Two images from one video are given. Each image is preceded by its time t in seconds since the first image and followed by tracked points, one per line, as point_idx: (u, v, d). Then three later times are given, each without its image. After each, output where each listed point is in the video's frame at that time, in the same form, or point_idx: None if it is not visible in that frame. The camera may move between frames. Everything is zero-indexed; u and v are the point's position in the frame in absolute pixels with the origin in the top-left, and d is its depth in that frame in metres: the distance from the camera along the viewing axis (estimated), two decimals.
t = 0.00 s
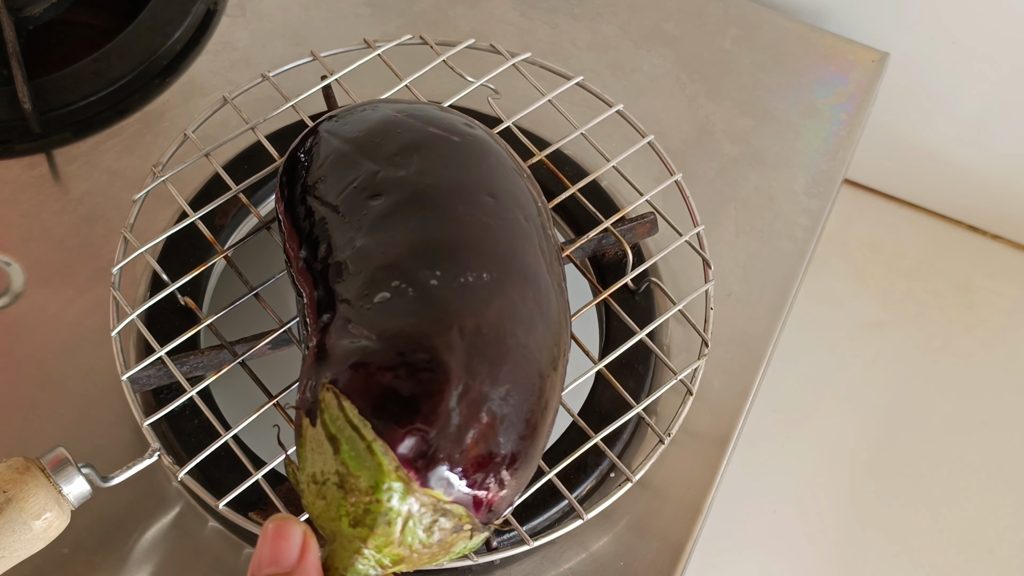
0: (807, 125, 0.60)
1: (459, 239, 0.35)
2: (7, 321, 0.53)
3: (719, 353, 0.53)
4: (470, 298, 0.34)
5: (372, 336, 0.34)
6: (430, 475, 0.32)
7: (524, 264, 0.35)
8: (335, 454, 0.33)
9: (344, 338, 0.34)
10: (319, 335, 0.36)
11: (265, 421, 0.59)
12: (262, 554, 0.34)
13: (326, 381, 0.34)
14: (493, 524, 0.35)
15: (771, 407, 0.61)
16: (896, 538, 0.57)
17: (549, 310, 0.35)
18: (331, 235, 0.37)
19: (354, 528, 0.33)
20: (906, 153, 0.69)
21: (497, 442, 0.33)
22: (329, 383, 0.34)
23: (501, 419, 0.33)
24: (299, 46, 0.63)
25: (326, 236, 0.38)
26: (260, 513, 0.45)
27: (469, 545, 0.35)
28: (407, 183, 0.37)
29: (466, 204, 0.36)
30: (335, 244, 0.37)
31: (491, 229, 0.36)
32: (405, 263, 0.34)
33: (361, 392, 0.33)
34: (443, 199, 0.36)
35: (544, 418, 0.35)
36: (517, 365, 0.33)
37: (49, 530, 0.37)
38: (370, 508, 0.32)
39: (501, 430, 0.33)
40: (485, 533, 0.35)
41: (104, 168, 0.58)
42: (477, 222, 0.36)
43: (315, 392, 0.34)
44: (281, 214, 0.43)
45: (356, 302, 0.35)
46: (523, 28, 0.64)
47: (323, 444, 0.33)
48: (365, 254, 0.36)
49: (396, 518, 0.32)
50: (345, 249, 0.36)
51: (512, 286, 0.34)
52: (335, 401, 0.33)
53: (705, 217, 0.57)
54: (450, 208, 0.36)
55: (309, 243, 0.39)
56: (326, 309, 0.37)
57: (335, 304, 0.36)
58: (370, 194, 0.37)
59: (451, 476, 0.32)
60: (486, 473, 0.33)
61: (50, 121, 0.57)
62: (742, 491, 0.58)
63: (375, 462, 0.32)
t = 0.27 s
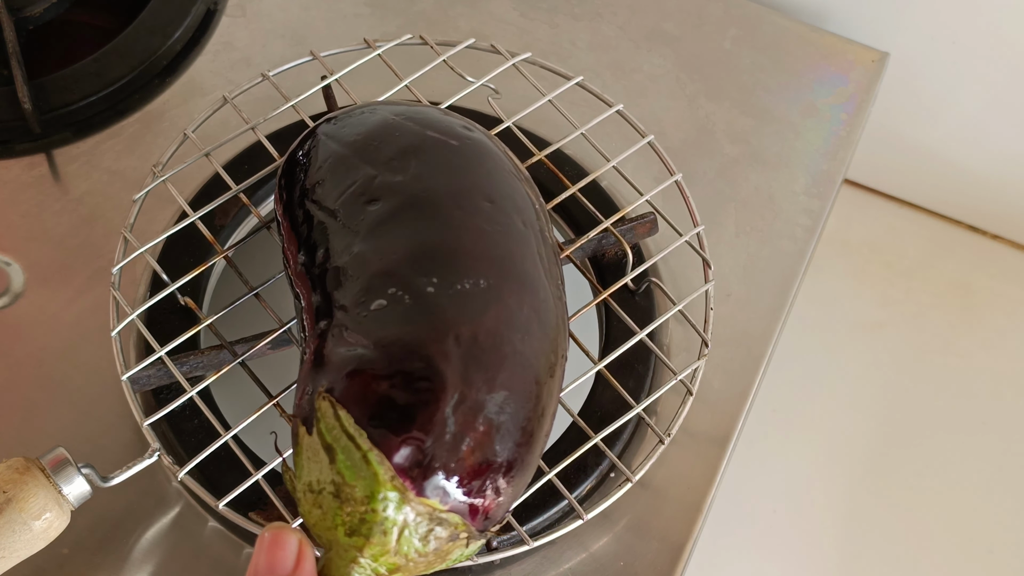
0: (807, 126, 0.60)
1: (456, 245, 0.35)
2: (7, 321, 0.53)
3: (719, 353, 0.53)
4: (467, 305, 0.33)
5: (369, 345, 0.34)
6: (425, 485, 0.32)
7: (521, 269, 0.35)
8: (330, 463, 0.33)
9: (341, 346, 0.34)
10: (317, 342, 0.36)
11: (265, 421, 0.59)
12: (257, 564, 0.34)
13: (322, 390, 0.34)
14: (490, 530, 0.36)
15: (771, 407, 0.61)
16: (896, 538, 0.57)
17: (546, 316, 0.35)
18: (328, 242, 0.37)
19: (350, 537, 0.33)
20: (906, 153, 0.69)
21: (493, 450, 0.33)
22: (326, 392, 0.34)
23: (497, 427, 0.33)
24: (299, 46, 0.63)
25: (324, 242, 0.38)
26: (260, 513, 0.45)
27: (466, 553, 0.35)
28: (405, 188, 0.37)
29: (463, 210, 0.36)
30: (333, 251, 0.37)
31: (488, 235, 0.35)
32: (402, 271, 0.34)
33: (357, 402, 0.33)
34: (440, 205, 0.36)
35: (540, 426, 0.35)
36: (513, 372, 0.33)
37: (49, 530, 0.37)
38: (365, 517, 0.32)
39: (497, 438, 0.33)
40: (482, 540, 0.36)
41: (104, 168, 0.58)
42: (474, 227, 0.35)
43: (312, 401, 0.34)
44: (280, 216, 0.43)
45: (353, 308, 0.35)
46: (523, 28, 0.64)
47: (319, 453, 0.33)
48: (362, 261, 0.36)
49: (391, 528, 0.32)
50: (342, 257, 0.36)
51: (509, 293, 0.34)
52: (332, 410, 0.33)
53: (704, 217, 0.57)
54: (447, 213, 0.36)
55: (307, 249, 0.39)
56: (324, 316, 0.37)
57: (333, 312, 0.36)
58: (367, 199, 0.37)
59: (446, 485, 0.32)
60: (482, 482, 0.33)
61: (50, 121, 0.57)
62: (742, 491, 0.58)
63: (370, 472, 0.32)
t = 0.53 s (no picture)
0: (807, 126, 0.60)
1: (455, 256, 0.35)
2: (7, 321, 0.53)
3: (719, 353, 0.53)
4: (466, 317, 0.33)
5: (367, 356, 0.34)
6: (424, 498, 0.32)
7: (521, 279, 0.35)
8: (329, 476, 0.33)
9: (340, 356, 0.34)
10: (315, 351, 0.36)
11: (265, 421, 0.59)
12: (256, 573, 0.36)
13: (321, 402, 0.34)
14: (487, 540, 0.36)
15: (771, 407, 0.61)
16: (896, 538, 0.57)
17: (545, 326, 0.35)
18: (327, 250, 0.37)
19: (348, 549, 0.33)
20: (906, 153, 0.69)
21: (491, 462, 0.33)
22: (325, 403, 0.34)
23: (495, 439, 0.33)
24: (299, 46, 0.63)
25: (323, 249, 0.38)
26: (260, 513, 0.45)
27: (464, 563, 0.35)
28: (404, 197, 0.36)
29: (462, 219, 0.36)
30: (332, 260, 0.37)
31: (487, 245, 0.35)
32: (401, 281, 0.34)
33: (356, 413, 0.33)
34: (440, 214, 0.36)
35: (538, 437, 0.35)
36: (512, 385, 0.33)
37: (48, 531, 0.37)
38: (364, 530, 0.32)
39: (495, 450, 0.33)
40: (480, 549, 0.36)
41: (104, 168, 0.58)
42: (474, 237, 0.35)
43: (311, 411, 0.34)
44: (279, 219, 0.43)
45: (352, 318, 0.35)
46: (523, 29, 0.64)
47: (318, 465, 0.33)
48: (361, 270, 0.35)
49: (390, 541, 0.33)
50: (340, 265, 0.36)
51: (508, 304, 0.34)
52: (331, 422, 0.33)
53: (704, 217, 0.57)
54: (446, 223, 0.35)
55: (306, 255, 0.39)
56: (322, 325, 0.36)
57: (331, 321, 0.36)
58: (366, 207, 0.37)
59: (444, 497, 0.32)
60: (479, 494, 0.33)
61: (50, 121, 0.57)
62: (741, 492, 0.58)
63: (370, 485, 0.32)
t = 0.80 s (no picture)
0: (807, 125, 0.60)
1: (457, 263, 0.34)
2: (7, 321, 0.53)
3: (719, 353, 0.53)
4: (467, 325, 0.33)
5: (369, 364, 0.33)
6: (426, 507, 0.32)
7: (523, 286, 0.35)
8: (331, 486, 0.33)
9: (341, 365, 0.34)
10: (317, 358, 0.36)
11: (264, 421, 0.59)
12: None
13: (323, 411, 0.34)
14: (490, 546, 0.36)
15: (771, 406, 0.61)
16: (896, 538, 0.57)
17: (547, 332, 0.35)
18: (328, 256, 0.37)
19: (351, 559, 0.33)
20: (906, 153, 0.69)
21: (493, 471, 0.33)
22: (326, 413, 0.34)
23: (497, 448, 0.33)
24: (299, 46, 0.63)
25: (324, 256, 0.37)
26: (260, 513, 0.45)
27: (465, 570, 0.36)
28: (405, 203, 0.36)
29: (464, 225, 0.36)
30: (333, 266, 0.37)
31: (489, 251, 0.35)
32: (402, 288, 0.34)
33: (358, 422, 0.33)
34: (442, 220, 0.35)
35: (540, 444, 0.35)
36: (513, 392, 0.33)
37: (48, 531, 0.37)
38: (366, 540, 0.33)
39: (497, 459, 0.33)
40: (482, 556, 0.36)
41: (104, 168, 0.58)
42: (475, 243, 0.35)
43: (313, 420, 0.34)
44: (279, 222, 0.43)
45: (353, 325, 0.35)
46: (523, 29, 0.64)
47: (320, 475, 0.34)
48: (362, 277, 0.35)
49: (392, 551, 0.33)
50: (342, 272, 0.36)
51: (509, 312, 0.34)
52: (333, 431, 0.33)
53: (704, 217, 0.57)
54: (448, 229, 0.35)
55: (307, 260, 0.39)
56: (324, 331, 0.36)
57: (332, 328, 0.36)
58: (367, 213, 0.36)
59: (446, 507, 0.32)
60: (481, 502, 0.33)
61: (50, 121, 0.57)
62: (741, 492, 0.58)
63: (372, 495, 0.32)
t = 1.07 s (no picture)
0: (807, 125, 0.60)
1: (456, 264, 0.34)
2: (7, 321, 0.53)
3: (719, 353, 0.53)
4: (466, 326, 0.33)
5: (368, 365, 0.33)
6: (422, 509, 0.32)
7: (522, 287, 0.35)
8: (328, 486, 0.33)
9: (340, 365, 0.34)
10: (316, 357, 0.36)
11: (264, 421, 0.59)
12: None
13: (322, 412, 0.34)
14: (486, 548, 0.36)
15: (771, 406, 0.61)
16: (896, 538, 0.57)
17: (545, 334, 0.35)
18: (327, 256, 0.37)
19: (347, 558, 0.34)
20: (906, 153, 0.69)
21: (490, 472, 0.33)
22: (325, 413, 0.34)
23: (494, 450, 0.33)
24: (299, 46, 0.63)
25: (323, 254, 0.37)
26: (260, 513, 0.45)
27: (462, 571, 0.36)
28: (405, 203, 0.36)
29: (464, 225, 0.35)
30: (332, 266, 0.37)
31: (488, 252, 0.35)
32: (402, 288, 0.34)
33: (356, 422, 0.33)
34: (441, 220, 0.35)
35: (536, 446, 0.35)
36: (511, 394, 0.33)
37: (48, 531, 0.37)
38: (361, 540, 0.33)
39: (494, 460, 0.33)
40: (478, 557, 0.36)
41: (104, 168, 0.58)
42: (475, 244, 0.35)
43: (311, 420, 0.34)
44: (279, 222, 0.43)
45: (352, 325, 0.34)
46: (523, 29, 0.64)
47: (316, 475, 0.34)
48: (361, 277, 0.35)
49: (388, 551, 0.33)
50: (341, 272, 0.36)
51: (508, 313, 0.34)
52: (330, 431, 0.33)
53: (704, 217, 0.57)
54: (447, 229, 0.35)
55: (307, 259, 0.39)
56: (322, 331, 0.36)
57: (331, 328, 0.36)
58: (367, 213, 0.36)
59: (442, 508, 0.32)
60: (478, 504, 0.33)
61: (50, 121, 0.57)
62: (742, 492, 0.58)
63: (367, 496, 0.32)
